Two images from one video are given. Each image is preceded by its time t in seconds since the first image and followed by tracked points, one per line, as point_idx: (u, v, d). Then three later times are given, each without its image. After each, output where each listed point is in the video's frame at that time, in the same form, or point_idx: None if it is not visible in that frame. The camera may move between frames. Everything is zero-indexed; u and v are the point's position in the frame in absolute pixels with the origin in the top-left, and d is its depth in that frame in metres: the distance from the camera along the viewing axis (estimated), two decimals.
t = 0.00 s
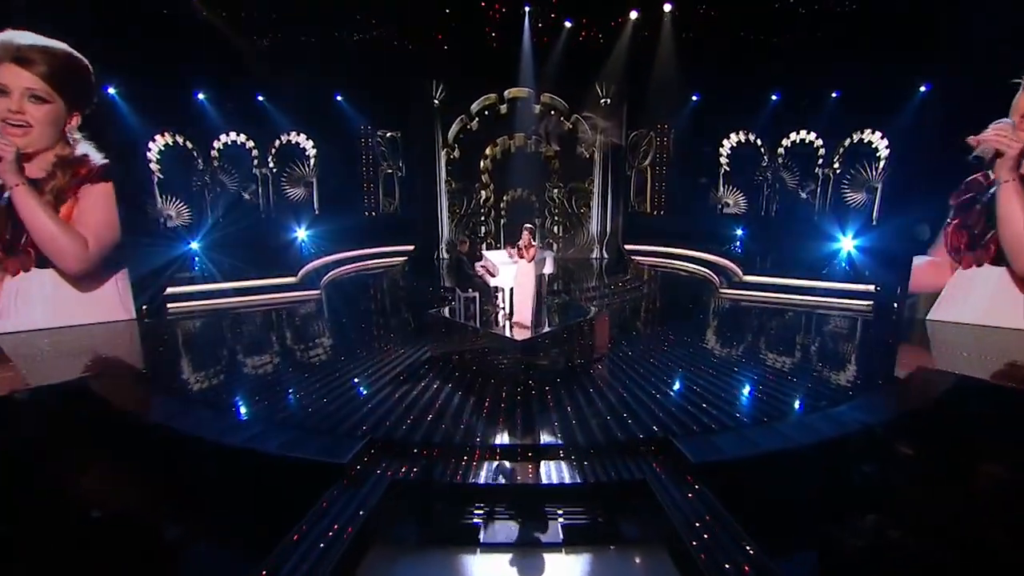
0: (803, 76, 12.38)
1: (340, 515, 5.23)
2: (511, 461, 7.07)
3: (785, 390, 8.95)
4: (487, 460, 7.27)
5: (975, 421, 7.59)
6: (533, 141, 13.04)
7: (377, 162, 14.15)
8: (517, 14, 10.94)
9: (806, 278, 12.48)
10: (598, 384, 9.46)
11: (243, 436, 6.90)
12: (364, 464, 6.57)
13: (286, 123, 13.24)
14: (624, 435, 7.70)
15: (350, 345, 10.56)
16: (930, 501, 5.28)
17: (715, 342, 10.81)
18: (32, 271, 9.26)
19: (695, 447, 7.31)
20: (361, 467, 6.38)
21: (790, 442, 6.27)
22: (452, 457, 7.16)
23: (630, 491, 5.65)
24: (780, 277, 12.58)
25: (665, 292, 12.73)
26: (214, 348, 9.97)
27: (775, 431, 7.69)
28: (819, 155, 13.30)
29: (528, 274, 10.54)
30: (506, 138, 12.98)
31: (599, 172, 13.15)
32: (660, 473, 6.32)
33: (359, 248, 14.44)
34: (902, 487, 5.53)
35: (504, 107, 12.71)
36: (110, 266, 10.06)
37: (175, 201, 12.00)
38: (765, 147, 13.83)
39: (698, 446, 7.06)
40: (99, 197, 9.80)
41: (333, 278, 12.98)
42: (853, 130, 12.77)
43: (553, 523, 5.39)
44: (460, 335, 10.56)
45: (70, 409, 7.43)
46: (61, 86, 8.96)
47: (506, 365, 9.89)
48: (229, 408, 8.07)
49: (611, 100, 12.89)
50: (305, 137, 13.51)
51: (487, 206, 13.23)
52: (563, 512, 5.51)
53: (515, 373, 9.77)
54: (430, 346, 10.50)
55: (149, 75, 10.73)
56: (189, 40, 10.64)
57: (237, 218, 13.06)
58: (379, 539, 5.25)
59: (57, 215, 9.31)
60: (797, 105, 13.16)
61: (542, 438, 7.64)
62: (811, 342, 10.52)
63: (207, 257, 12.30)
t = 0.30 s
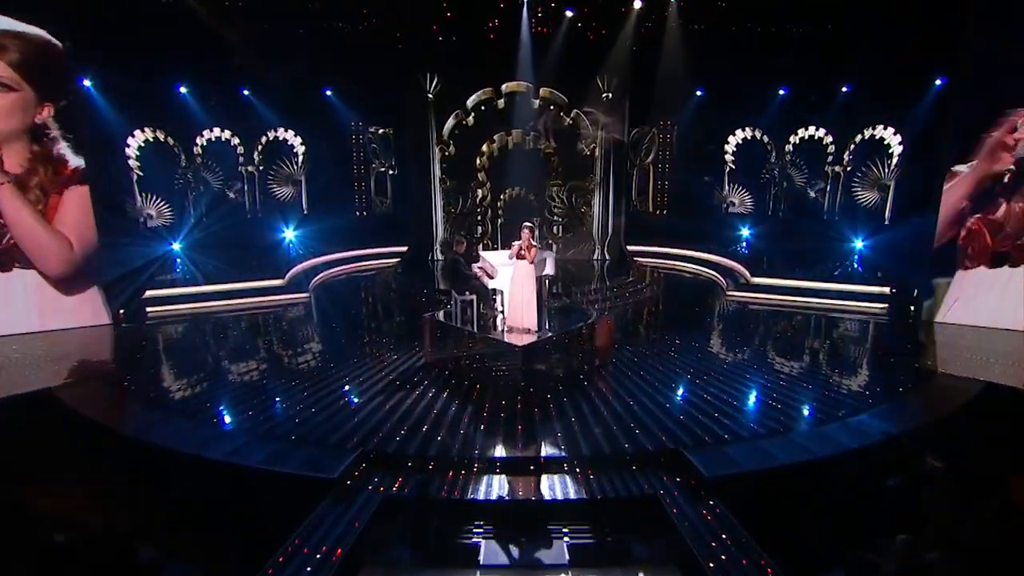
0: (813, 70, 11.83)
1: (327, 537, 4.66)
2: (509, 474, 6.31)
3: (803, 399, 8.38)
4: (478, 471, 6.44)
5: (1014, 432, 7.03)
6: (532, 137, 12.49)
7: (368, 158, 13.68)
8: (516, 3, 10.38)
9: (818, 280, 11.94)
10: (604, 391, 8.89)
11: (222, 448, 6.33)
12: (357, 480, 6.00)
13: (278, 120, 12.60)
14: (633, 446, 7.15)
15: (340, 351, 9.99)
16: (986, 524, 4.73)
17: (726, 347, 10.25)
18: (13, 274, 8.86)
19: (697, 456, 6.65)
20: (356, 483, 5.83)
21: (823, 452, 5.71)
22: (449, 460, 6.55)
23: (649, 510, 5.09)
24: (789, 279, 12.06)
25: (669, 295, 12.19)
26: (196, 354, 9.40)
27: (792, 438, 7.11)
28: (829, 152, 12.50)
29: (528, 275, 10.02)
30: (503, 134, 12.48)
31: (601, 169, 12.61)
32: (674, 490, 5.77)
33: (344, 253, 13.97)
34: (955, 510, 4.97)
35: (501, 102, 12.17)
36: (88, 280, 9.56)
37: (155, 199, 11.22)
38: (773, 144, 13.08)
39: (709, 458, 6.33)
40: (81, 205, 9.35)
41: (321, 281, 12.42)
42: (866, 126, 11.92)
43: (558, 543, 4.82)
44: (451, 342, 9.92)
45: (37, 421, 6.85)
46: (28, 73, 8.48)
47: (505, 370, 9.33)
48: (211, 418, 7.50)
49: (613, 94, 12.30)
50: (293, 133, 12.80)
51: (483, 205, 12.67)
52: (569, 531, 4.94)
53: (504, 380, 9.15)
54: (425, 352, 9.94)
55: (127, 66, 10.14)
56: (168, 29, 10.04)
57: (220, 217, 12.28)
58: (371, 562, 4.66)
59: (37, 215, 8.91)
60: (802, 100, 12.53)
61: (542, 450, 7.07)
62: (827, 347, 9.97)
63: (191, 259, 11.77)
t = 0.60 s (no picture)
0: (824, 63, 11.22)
1: (310, 565, 4.01)
2: (498, 493, 5.66)
3: (829, 408, 7.74)
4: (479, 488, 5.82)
5: None
6: (529, 133, 11.86)
7: (353, 155, 12.95)
8: None
9: (830, 282, 11.34)
10: (611, 401, 8.24)
11: (195, 465, 5.68)
12: (347, 500, 5.36)
13: (263, 116, 11.96)
14: (645, 459, 6.50)
15: (330, 358, 9.35)
16: None
17: (739, 353, 9.63)
18: None
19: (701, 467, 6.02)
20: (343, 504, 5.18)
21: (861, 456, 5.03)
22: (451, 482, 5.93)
23: (681, 539, 4.47)
24: (801, 281, 11.47)
25: (674, 299, 11.56)
26: (174, 362, 8.74)
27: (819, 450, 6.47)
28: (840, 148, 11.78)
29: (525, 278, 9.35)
30: (499, 130, 11.82)
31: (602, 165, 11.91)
32: (692, 511, 5.10)
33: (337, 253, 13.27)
34: None
35: (497, 96, 11.57)
36: (60, 282, 9.12)
37: (130, 198, 10.47)
38: (781, 140, 12.40)
39: (724, 473, 5.70)
40: (48, 203, 8.88)
41: (307, 284, 11.78)
42: (880, 120, 11.21)
43: (563, 569, 4.17)
44: (445, 346, 9.27)
45: None
46: None
47: (505, 378, 8.69)
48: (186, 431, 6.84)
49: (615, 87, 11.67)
50: (277, 129, 12.17)
51: (478, 203, 12.01)
52: (575, 555, 4.30)
53: (501, 388, 8.51)
54: (420, 359, 9.31)
55: (99, 53, 9.47)
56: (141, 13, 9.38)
57: (198, 219, 11.61)
58: None
59: None
60: (810, 95, 11.91)
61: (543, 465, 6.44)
62: (845, 354, 9.34)
63: (169, 262, 11.10)
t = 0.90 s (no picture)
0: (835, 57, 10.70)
1: None
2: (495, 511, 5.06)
3: (852, 419, 7.17)
4: (474, 504, 5.21)
5: None
6: (527, 129, 11.37)
7: (337, 155, 12.06)
8: None
9: (842, 283, 10.77)
10: (617, 411, 7.66)
11: (161, 479, 5.09)
12: (330, 520, 4.79)
13: (246, 111, 11.43)
14: (652, 474, 5.94)
15: (320, 364, 8.82)
16: None
17: (752, 359, 9.09)
18: None
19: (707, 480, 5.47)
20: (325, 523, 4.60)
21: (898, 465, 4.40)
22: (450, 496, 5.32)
23: (697, 558, 3.89)
24: (813, 282, 10.93)
25: (679, 302, 11.01)
26: (153, 368, 8.18)
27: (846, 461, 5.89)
28: (852, 144, 11.28)
29: (520, 279, 8.79)
30: (495, 125, 11.31)
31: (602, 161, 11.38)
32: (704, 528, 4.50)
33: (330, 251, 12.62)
34: None
35: (493, 89, 11.07)
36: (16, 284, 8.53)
37: (105, 196, 10.15)
38: (790, 137, 11.86)
39: (738, 486, 5.14)
40: None
41: (295, 286, 11.23)
42: (892, 115, 10.69)
43: None
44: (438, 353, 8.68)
45: None
46: None
47: (504, 387, 8.13)
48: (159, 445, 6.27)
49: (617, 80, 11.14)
50: (263, 125, 11.62)
51: (474, 202, 11.52)
52: None
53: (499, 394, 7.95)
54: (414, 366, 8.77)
55: (68, 40, 8.88)
56: None
57: (179, 218, 11.18)
58: None
59: None
60: (820, 89, 11.37)
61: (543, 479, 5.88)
62: (864, 361, 8.75)
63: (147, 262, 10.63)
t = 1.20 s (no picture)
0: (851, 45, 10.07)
1: None
2: (493, 532, 4.44)
3: (877, 431, 6.58)
4: (474, 525, 4.56)
5: None
6: (525, 123, 10.78)
7: (325, 152, 11.44)
8: None
9: (859, 284, 10.18)
10: (624, 421, 7.07)
11: (117, 499, 4.45)
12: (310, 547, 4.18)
13: (227, 103, 10.77)
14: (663, 490, 5.35)
15: (305, 372, 8.17)
16: None
17: (769, 367, 8.45)
18: None
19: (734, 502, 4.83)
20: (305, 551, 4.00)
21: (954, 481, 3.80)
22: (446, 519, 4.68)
23: None
24: (828, 284, 10.32)
25: (686, 306, 10.39)
26: (126, 376, 7.57)
27: (884, 477, 5.27)
28: (868, 139, 10.58)
29: (520, 281, 8.12)
30: (492, 118, 10.72)
31: (605, 156, 10.82)
32: (730, 558, 3.88)
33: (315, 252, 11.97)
34: None
35: (491, 81, 10.47)
36: None
37: (77, 194, 9.49)
38: (800, 131, 11.23)
39: (760, 504, 4.53)
40: None
41: (279, 289, 10.58)
42: (909, 109, 10.04)
43: None
44: (426, 358, 7.93)
45: None
46: None
47: (497, 400, 7.41)
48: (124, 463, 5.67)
49: (620, 72, 10.49)
50: (246, 118, 10.97)
51: (470, 200, 10.98)
52: None
53: (497, 405, 7.31)
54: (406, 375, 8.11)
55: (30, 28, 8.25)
56: None
57: (156, 217, 10.51)
58: None
59: None
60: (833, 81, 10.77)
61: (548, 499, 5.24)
62: (886, 367, 8.16)
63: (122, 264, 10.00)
